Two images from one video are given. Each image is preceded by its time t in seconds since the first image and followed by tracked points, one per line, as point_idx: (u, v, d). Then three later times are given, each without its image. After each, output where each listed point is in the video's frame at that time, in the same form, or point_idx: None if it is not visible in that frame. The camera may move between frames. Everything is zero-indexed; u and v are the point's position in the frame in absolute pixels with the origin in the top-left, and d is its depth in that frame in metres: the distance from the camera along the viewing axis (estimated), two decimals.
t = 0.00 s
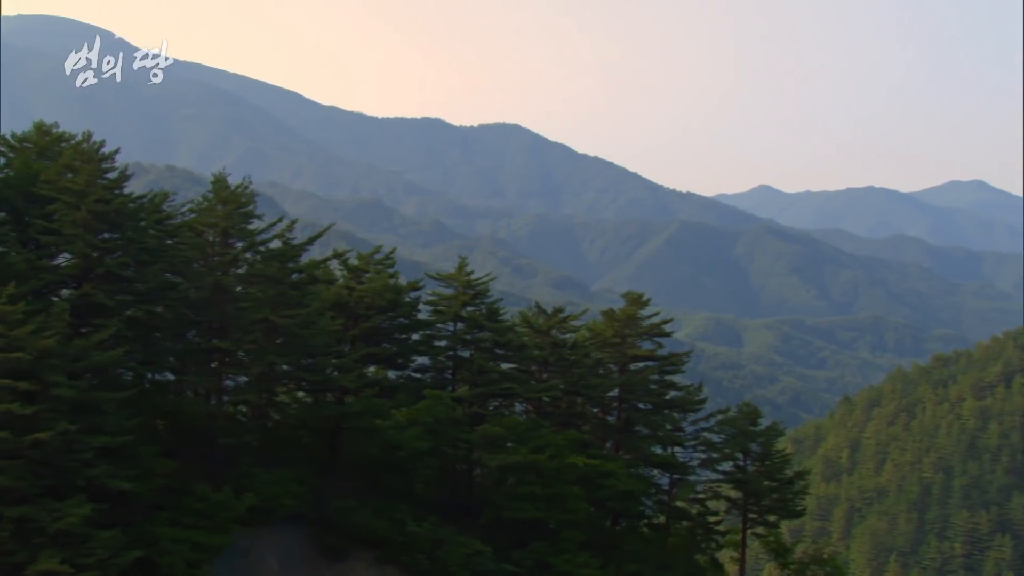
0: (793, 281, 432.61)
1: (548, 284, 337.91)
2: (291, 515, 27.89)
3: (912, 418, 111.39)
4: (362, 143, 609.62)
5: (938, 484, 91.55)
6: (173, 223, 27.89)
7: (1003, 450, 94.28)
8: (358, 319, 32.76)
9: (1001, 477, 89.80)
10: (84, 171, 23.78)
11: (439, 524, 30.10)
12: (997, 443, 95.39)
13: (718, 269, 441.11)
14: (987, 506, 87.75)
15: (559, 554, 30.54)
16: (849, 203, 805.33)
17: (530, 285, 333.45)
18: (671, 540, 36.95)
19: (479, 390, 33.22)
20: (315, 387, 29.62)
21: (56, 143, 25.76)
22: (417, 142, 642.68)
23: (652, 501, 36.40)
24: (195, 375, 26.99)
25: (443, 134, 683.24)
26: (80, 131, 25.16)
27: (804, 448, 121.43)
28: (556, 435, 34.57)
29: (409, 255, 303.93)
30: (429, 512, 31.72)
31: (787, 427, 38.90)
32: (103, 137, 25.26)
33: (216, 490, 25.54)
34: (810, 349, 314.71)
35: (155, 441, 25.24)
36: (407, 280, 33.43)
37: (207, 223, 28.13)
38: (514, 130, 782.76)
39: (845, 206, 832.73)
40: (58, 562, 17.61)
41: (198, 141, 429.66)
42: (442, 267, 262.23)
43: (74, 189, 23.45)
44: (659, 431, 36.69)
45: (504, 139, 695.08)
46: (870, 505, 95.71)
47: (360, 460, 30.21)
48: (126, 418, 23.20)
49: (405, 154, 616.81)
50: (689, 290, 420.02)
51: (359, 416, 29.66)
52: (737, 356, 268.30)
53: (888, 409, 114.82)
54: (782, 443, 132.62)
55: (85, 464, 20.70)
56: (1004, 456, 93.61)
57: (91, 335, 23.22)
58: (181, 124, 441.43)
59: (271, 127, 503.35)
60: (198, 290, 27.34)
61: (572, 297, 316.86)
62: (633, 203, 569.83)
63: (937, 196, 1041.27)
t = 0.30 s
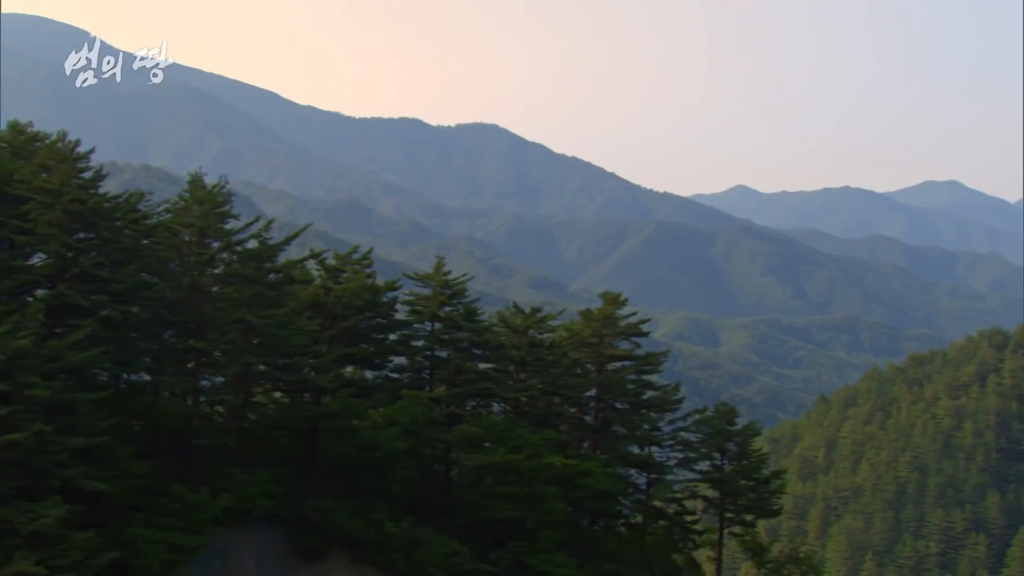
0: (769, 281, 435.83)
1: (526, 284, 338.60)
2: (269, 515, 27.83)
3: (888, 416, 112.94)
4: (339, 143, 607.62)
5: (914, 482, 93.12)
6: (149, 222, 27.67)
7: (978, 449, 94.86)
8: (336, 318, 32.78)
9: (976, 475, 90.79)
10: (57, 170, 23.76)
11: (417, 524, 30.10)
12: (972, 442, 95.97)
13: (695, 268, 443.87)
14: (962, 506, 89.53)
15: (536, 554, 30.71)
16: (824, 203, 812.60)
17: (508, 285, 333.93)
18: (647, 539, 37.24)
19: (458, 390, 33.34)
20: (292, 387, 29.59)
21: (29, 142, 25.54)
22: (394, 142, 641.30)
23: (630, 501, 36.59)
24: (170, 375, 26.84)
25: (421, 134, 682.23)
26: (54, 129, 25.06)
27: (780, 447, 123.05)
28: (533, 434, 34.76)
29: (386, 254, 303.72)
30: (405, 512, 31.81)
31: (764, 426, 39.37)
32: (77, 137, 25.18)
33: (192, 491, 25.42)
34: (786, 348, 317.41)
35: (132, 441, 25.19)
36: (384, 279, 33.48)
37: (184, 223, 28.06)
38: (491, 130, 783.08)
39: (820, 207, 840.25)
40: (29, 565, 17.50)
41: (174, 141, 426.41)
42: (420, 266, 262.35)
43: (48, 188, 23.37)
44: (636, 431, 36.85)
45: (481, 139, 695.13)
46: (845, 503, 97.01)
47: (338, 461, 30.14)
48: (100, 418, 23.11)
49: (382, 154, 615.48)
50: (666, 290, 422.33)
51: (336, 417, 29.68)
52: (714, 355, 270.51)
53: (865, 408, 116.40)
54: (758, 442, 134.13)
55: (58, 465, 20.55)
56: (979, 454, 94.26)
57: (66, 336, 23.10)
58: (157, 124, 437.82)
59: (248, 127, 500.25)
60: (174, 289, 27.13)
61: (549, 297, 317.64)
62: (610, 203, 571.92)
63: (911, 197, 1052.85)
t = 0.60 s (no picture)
0: (744, 281, 439.11)
1: (502, 284, 338.88)
2: (244, 515, 27.81)
3: (863, 416, 114.20)
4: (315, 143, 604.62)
5: (887, 481, 94.53)
6: (124, 222, 27.53)
7: (952, 448, 96.38)
8: (311, 318, 32.80)
9: (950, 473, 92.59)
10: (30, 170, 23.62)
11: (393, 524, 30.14)
12: (946, 441, 97.55)
13: (671, 269, 446.29)
14: (935, 504, 91.32)
15: (513, 554, 30.82)
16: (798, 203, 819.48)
17: (484, 285, 334.02)
18: (625, 539, 37.53)
19: (434, 390, 33.44)
20: (267, 387, 29.58)
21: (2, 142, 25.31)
22: (371, 142, 638.88)
23: (607, 501, 36.86)
24: (146, 376, 26.73)
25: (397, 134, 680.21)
26: (26, 128, 24.91)
27: (755, 447, 124.24)
28: (510, 434, 34.92)
29: (362, 254, 302.75)
30: (381, 512, 31.86)
31: (739, 426, 39.80)
32: (50, 135, 25.06)
33: (166, 492, 25.37)
34: (761, 348, 320.13)
35: (106, 442, 25.15)
36: (360, 280, 33.50)
37: (158, 223, 28.05)
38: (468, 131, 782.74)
39: (795, 207, 847.74)
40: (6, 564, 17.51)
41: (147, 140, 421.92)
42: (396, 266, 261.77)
43: (20, 188, 23.26)
44: (612, 430, 37.10)
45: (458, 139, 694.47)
46: (820, 502, 98.20)
47: (314, 461, 30.20)
48: (76, 419, 23.03)
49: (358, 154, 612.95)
50: (642, 290, 424.48)
51: (311, 416, 29.64)
52: (690, 355, 272.10)
53: (839, 407, 117.71)
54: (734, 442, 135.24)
55: (31, 465, 20.47)
56: (952, 453, 95.83)
57: (39, 335, 22.92)
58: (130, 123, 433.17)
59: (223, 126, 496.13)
60: (149, 291, 27.07)
61: (526, 297, 317.94)
62: (586, 203, 573.74)
63: (884, 198, 1064.88)
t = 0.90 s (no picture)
0: (722, 281, 441.61)
1: (480, 284, 338.81)
2: (221, 517, 27.79)
3: (840, 415, 115.46)
4: (292, 143, 601.70)
5: (863, 481, 95.85)
6: (99, 221, 27.44)
7: (928, 447, 97.76)
8: (289, 318, 32.81)
9: (925, 473, 93.84)
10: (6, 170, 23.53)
11: (371, 524, 30.20)
12: (922, 440, 98.94)
13: (648, 269, 448.37)
14: (911, 503, 92.70)
15: (490, 554, 30.96)
16: (775, 203, 825.96)
17: (462, 285, 333.81)
18: (602, 539, 37.88)
19: (412, 390, 33.48)
20: (246, 387, 29.52)
21: None
22: (348, 142, 636.37)
23: (585, 501, 37.05)
24: (123, 376, 26.56)
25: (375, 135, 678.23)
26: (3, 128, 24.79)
27: (733, 445, 125.19)
28: (488, 434, 35.09)
29: (340, 255, 301.79)
30: (361, 512, 31.89)
31: (717, 425, 40.08)
32: (26, 135, 24.95)
33: (143, 492, 25.32)
34: (739, 348, 322.05)
35: (82, 443, 25.10)
36: (338, 280, 33.55)
37: (135, 222, 27.94)
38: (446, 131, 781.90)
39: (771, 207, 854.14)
40: None
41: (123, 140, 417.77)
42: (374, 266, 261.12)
43: None
44: (590, 430, 37.29)
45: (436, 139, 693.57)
46: (797, 502, 99.46)
47: (292, 461, 30.22)
48: (51, 419, 22.95)
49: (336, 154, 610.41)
50: (620, 290, 426.07)
51: (289, 418, 29.64)
52: (668, 355, 273.51)
53: (817, 406, 118.92)
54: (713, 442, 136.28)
55: (6, 467, 20.39)
56: (928, 453, 97.17)
57: (13, 338, 22.84)
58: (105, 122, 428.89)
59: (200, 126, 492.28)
60: (125, 290, 27.01)
61: (504, 297, 318.28)
62: (564, 204, 574.90)
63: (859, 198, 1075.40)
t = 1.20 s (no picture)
0: (700, 281, 444.04)
1: (458, 284, 338.43)
2: (198, 519, 27.80)
3: (816, 414, 116.66)
4: (270, 142, 598.25)
5: (840, 480, 96.84)
6: (74, 222, 27.38)
7: (904, 446, 99.24)
8: (266, 318, 32.88)
9: (901, 472, 95.29)
10: None
11: (349, 525, 30.17)
12: (898, 439, 100.39)
13: (627, 269, 450.18)
14: (887, 502, 93.96)
15: (468, 553, 31.03)
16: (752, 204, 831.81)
17: (440, 285, 333.37)
18: (580, 538, 38.26)
19: (390, 390, 33.57)
20: (223, 388, 29.50)
21: None
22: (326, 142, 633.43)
23: (563, 500, 37.37)
24: (98, 378, 26.41)
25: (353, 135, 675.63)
26: None
27: (712, 444, 126.11)
28: (465, 433, 35.28)
29: (318, 254, 300.66)
30: (340, 513, 31.88)
31: (695, 425, 40.46)
32: None
33: (119, 494, 25.18)
34: (716, 348, 324.07)
35: (57, 444, 25.09)
36: (315, 280, 33.65)
37: (111, 222, 27.92)
38: (424, 131, 780.45)
39: (748, 207, 859.72)
40: None
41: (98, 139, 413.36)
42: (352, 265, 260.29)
43: None
44: (568, 430, 37.58)
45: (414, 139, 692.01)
46: (773, 501, 100.55)
47: (269, 461, 30.33)
48: (25, 417, 22.82)
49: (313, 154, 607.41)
50: (599, 290, 427.32)
51: (267, 418, 29.64)
52: (646, 355, 274.86)
53: (794, 406, 120.05)
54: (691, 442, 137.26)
55: None
56: (904, 452, 98.66)
57: None
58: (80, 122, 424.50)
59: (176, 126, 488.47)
60: (100, 291, 26.89)
61: (482, 297, 318.23)
62: (542, 203, 575.77)
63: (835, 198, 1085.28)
